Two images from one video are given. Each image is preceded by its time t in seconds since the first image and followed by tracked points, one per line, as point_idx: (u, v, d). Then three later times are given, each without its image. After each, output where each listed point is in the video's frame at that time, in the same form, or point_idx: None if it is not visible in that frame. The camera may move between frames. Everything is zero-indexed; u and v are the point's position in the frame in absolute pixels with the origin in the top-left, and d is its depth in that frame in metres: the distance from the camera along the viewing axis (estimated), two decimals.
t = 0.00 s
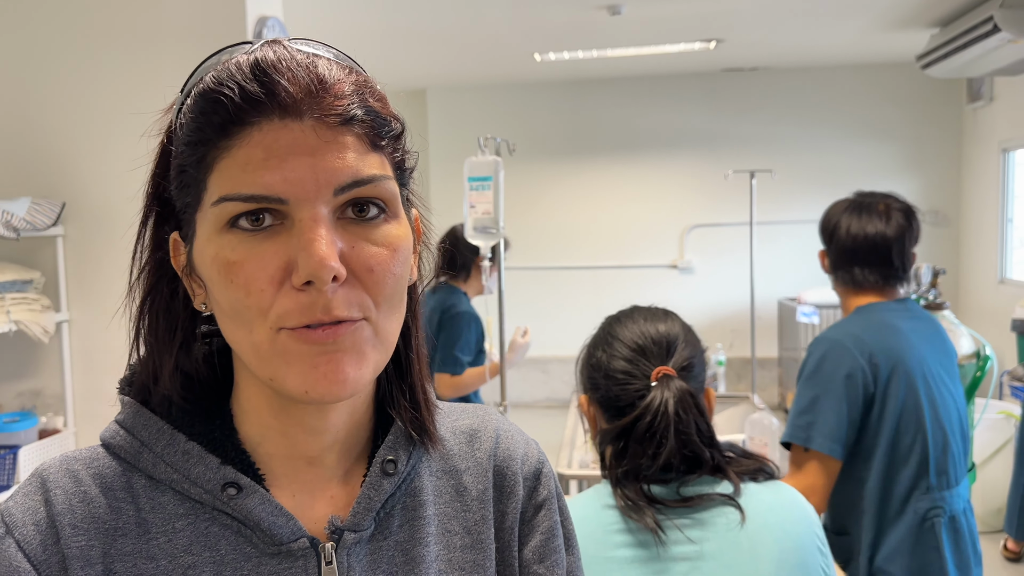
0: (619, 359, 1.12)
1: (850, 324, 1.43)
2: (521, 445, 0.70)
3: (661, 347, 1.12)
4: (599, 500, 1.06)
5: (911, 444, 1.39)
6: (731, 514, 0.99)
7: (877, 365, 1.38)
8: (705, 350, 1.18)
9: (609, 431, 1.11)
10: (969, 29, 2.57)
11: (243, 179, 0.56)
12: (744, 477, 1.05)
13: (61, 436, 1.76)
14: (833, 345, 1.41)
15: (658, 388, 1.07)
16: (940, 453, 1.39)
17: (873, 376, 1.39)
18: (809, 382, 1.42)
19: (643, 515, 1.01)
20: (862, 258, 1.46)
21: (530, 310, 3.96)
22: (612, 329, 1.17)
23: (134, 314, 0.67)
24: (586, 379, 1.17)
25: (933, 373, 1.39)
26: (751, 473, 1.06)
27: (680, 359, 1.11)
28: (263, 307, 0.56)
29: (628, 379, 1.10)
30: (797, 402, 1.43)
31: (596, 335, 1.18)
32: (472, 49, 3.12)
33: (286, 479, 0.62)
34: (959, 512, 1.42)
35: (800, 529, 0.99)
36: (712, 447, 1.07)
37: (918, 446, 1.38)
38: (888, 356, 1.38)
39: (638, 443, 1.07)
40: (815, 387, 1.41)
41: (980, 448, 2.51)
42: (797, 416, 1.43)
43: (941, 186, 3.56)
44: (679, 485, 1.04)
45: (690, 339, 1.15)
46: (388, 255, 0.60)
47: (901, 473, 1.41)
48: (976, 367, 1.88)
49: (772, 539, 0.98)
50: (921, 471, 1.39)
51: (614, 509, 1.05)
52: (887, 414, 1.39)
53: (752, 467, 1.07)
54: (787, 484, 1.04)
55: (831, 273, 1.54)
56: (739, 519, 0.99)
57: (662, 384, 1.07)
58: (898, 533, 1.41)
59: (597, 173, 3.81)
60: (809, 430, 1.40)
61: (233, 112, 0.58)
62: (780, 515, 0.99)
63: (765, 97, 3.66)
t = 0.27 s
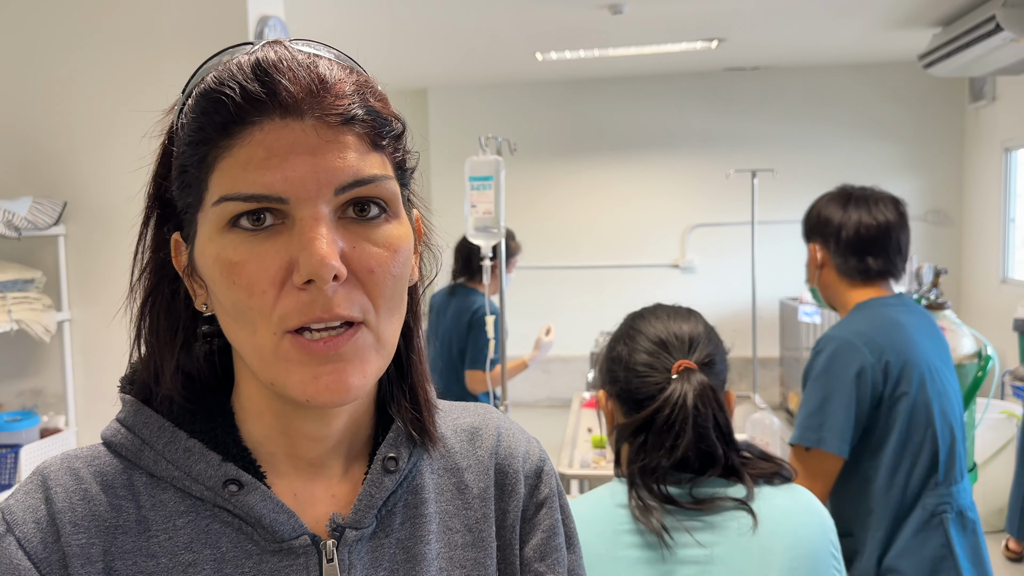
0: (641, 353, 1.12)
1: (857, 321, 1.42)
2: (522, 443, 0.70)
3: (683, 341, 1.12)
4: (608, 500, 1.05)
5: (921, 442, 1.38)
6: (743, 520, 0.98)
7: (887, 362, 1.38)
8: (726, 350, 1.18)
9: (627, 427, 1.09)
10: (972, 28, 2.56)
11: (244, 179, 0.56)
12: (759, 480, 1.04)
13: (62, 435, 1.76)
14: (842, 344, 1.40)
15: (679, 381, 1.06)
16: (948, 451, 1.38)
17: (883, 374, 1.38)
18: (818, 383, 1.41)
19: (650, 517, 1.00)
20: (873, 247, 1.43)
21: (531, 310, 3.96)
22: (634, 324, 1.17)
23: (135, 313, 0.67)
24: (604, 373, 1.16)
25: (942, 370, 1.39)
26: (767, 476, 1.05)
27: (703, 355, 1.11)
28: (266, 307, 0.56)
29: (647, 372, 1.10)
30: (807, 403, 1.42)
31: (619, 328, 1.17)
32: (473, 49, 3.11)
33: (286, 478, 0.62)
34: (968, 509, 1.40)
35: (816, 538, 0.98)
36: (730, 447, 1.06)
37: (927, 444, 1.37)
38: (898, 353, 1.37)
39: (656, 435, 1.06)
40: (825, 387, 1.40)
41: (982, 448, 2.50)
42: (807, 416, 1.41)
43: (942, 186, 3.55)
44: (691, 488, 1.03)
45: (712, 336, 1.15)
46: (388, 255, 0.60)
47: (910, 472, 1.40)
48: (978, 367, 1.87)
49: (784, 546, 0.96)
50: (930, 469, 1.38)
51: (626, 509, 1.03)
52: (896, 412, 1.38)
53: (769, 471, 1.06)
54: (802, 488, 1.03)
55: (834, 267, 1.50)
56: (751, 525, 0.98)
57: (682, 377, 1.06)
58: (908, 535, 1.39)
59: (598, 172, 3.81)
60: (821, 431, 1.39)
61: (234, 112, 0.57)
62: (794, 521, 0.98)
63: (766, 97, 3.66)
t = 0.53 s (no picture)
0: (661, 349, 1.11)
1: (873, 324, 1.41)
2: (521, 440, 0.70)
3: (705, 339, 1.11)
4: (620, 498, 1.05)
5: (934, 447, 1.38)
6: (753, 524, 0.97)
7: (905, 368, 1.37)
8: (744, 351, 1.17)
9: (644, 422, 1.09)
10: (974, 27, 2.56)
11: (242, 187, 0.56)
12: (771, 485, 1.03)
13: (62, 433, 1.76)
14: (861, 349, 1.38)
15: (698, 379, 1.06)
16: (958, 455, 1.39)
17: (901, 380, 1.37)
18: (837, 389, 1.39)
19: (658, 517, 1.00)
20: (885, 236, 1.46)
21: (532, 309, 3.96)
22: (655, 321, 1.17)
23: (135, 308, 0.67)
24: (623, 367, 1.17)
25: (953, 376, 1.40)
26: (781, 479, 1.04)
27: (724, 354, 1.10)
28: (263, 312, 0.56)
29: (666, 367, 1.10)
30: (822, 409, 1.40)
31: (641, 324, 1.17)
32: (475, 48, 3.11)
33: (285, 474, 0.62)
34: (971, 515, 1.40)
35: (826, 545, 0.96)
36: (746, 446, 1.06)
37: (940, 448, 1.38)
38: (917, 359, 1.37)
39: (674, 431, 1.05)
40: (842, 393, 1.38)
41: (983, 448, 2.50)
42: (825, 423, 1.39)
43: (944, 185, 3.55)
44: (703, 488, 1.02)
45: (733, 337, 1.14)
46: (386, 261, 0.60)
47: (920, 477, 1.39)
48: (978, 367, 1.87)
49: (792, 552, 0.95)
50: (941, 475, 1.38)
51: (637, 507, 1.04)
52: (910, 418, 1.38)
53: (781, 474, 1.05)
54: (816, 494, 1.02)
55: (847, 262, 1.49)
56: (761, 529, 0.97)
57: (702, 375, 1.06)
58: (920, 539, 1.38)
59: (599, 171, 3.81)
60: (839, 437, 1.37)
61: (232, 118, 0.57)
62: (805, 525, 0.97)
63: (767, 96, 3.66)
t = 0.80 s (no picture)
0: (675, 346, 1.12)
1: (880, 323, 1.41)
2: (519, 439, 0.70)
3: (719, 339, 1.11)
4: (628, 494, 1.05)
5: (936, 445, 1.38)
6: (759, 523, 0.98)
7: (911, 367, 1.37)
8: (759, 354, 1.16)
9: (654, 420, 1.09)
10: (975, 27, 2.56)
11: (241, 179, 0.56)
12: (779, 485, 1.03)
13: (64, 431, 1.76)
14: (868, 348, 1.38)
15: (709, 377, 1.06)
16: (959, 453, 1.40)
17: (907, 379, 1.37)
18: (844, 387, 1.38)
19: (664, 513, 1.00)
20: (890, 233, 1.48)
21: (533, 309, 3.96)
22: (671, 319, 1.17)
23: (133, 306, 0.67)
24: (636, 362, 1.18)
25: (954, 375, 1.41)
26: (791, 480, 1.04)
27: (736, 355, 1.10)
28: (261, 304, 0.56)
29: (678, 365, 1.10)
30: (827, 408, 1.39)
31: (657, 321, 1.18)
32: (476, 47, 3.11)
33: (282, 472, 0.62)
34: (967, 509, 1.41)
35: (831, 547, 0.96)
36: (755, 447, 1.06)
37: (941, 447, 1.38)
38: (921, 358, 1.37)
39: (684, 428, 1.06)
40: (848, 392, 1.37)
41: (984, 448, 2.50)
42: (831, 422, 1.38)
43: (945, 185, 3.54)
44: (710, 487, 1.02)
45: (747, 339, 1.14)
46: (386, 253, 0.60)
47: (920, 474, 1.40)
48: (979, 367, 1.87)
49: (798, 552, 0.95)
50: (941, 473, 1.38)
51: (643, 504, 1.03)
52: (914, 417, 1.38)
53: (792, 474, 1.04)
54: (824, 497, 1.02)
55: (856, 259, 1.50)
56: (767, 529, 0.97)
57: (713, 374, 1.06)
58: (921, 536, 1.39)
59: (599, 171, 3.81)
60: (846, 436, 1.37)
61: (231, 112, 0.58)
62: (811, 526, 0.97)
63: (768, 96, 3.66)
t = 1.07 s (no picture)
0: (682, 346, 1.12)
1: (884, 320, 1.43)
2: (514, 439, 0.70)
3: (729, 338, 1.12)
4: (631, 494, 1.06)
5: (937, 437, 1.42)
6: (762, 525, 0.98)
7: (916, 364, 1.40)
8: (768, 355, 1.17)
9: (659, 420, 1.10)
10: (977, 27, 2.55)
11: (236, 185, 0.57)
12: (784, 487, 1.03)
13: (65, 429, 1.76)
14: (876, 347, 1.40)
15: (714, 377, 1.05)
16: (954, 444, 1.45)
17: (913, 375, 1.40)
18: (852, 384, 1.40)
19: (666, 513, 1.00)
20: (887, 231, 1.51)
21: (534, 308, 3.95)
22: (681, 318, 1.18)
23: (130, 306, 0.67)
24: (643, 360, 1.18)
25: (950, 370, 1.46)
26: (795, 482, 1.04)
27: (745, 356, 1.11)
28: (256, 310, 0.57)
29: (684, 364, 1.10)
30: (835, 404, 1.40)
31: (667, 319, 1.18)
32: (478, 46, 3.11)
33: (278, 472, 0.62)
34: (959, 494, 1.46)
35: (835, 551, 0.96)
36: (761, 450, 1.05)
37: (941, 439, 1.42)
38: (924, 353, 1.40)
39: (688, 428, 1.06)
40: (857, 389, 1.39)
41: (984, 448, 2.50)
42: (839, 417, 1.40)
43: (947, 185, 3.54)
44: (713, 487, 1.03)
45: (756, 339, 1.15)
46: (381, 260, 0.60)
47: (920, 465, 1.43)
48: (979, 367, 1.86)
49: (802, 556, 0.95)
50: (940, 464, 1.42)
51: (647, 503, 1.03)
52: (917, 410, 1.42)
53: (796, 476, 1.05)
54: (830, 501, 1.02)
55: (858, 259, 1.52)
56: (770, 532, 0.97)
57: (719, 373, 1.06)
58: (920, 521, 1.42)
59: (601, 170, 3.81)
60: (854, 431, 1.39)
61: (226, 116, 0.58)
62: (814, 528, 0.97)
63: (770, 95, 3.65)
